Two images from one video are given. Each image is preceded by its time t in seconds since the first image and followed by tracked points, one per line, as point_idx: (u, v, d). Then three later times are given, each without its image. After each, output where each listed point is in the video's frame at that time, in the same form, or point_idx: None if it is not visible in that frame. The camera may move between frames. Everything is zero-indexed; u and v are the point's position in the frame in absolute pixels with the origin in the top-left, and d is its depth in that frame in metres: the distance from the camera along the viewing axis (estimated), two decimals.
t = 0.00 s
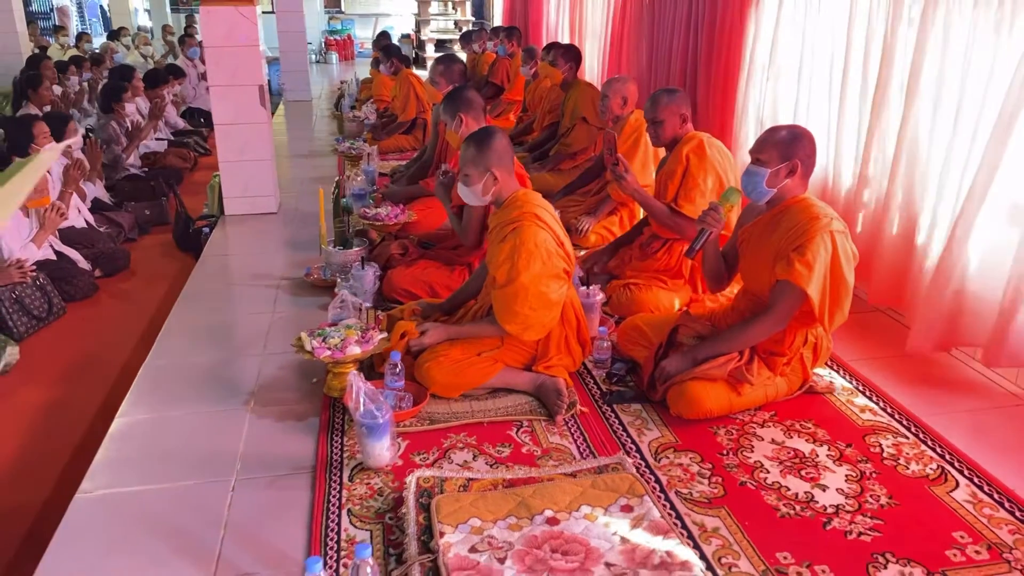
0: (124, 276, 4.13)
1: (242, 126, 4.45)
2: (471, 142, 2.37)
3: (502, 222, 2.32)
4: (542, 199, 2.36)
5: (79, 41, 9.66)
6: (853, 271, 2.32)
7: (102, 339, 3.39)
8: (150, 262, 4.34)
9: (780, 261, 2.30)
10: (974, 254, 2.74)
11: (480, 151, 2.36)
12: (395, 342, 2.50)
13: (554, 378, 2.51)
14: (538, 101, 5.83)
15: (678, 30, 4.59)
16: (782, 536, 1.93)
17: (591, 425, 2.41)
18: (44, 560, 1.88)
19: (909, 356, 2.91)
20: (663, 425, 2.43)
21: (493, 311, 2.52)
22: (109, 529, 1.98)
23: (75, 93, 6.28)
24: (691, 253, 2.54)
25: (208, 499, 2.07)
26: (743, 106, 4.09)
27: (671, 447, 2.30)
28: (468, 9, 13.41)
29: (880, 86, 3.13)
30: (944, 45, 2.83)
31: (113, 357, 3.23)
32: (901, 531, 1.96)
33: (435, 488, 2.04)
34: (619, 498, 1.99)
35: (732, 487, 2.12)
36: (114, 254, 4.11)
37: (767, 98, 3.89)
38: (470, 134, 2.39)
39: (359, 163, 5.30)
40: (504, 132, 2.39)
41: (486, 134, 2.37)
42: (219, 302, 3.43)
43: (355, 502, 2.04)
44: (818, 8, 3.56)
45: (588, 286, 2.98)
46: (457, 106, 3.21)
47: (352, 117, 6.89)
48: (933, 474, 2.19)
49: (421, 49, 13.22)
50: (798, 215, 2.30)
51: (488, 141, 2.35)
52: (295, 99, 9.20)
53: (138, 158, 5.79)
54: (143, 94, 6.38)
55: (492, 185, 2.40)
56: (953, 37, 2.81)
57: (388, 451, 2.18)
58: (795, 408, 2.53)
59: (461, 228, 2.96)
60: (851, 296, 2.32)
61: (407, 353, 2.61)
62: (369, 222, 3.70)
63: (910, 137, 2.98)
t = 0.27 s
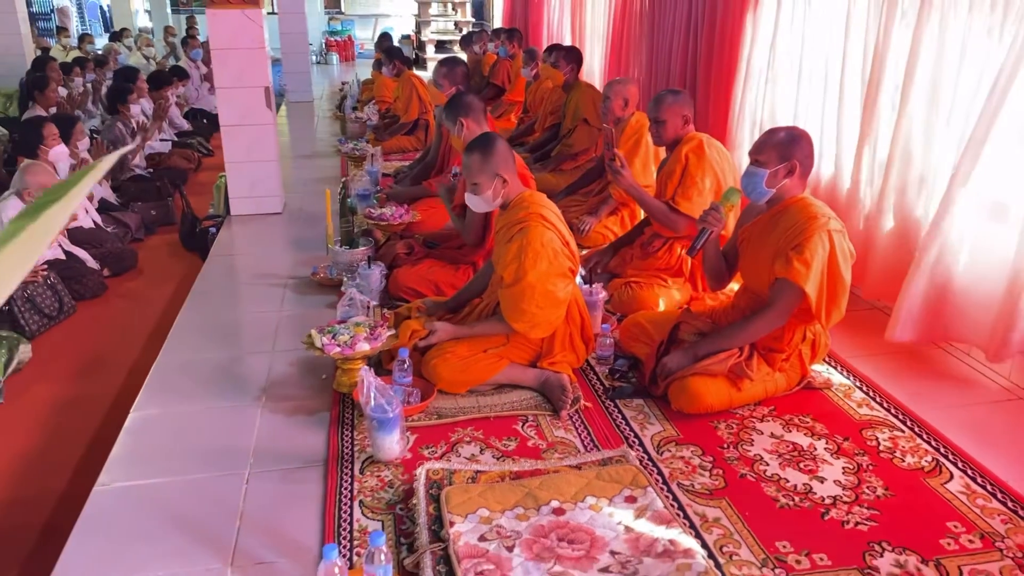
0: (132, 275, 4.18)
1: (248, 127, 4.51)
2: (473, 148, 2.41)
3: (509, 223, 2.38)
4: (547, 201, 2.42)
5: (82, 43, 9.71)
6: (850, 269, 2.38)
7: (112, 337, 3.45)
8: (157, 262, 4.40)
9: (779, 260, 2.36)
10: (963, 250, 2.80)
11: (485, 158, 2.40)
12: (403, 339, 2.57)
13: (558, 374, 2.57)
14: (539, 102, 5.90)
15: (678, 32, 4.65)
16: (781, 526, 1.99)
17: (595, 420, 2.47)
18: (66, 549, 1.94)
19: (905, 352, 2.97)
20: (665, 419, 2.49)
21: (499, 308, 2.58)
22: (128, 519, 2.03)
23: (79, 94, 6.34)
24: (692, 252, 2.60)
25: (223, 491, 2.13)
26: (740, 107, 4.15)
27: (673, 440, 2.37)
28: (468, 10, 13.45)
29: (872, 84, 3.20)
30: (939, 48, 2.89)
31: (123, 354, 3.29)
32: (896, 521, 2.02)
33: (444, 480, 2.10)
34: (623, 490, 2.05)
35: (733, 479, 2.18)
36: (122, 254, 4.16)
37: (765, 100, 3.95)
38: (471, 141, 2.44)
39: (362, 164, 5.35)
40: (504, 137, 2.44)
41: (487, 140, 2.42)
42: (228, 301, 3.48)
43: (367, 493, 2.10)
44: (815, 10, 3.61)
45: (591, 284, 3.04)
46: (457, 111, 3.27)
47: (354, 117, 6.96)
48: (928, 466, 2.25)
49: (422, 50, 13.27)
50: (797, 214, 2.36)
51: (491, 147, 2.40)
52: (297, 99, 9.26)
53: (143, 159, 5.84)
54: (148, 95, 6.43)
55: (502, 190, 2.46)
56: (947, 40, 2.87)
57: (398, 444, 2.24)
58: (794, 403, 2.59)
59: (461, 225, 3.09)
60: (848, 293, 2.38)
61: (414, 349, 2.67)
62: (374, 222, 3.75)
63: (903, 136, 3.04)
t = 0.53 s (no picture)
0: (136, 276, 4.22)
1: (250, 129, 4.56)
2: (473, 154, 2.46)
3: (510, 226, 2.43)
4: (547, 204, 2.47)
5: (82, 44, 9.74)
6: (844, 271, 2.43)
7: (117, 337, 3.49)
8: (160, 263, 4.44)
9: (774, 262, 2.41)
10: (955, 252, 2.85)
11: (485, 162, 2.45)
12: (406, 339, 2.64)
13: (558, 374, 2.61)
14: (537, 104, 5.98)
15: (675, 35, 4.69)
16: (776, 522, 2.04)
17: (594, 419, 2.52)
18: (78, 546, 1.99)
19: (898, 352, 3.02)
20: (663, 418, 2.54)
21: (499, 309, 2.62)
22: (138, 516, 2.08)
23: (81, 96, 6.38)
24: (689, 254, 2.64)
25: (231, 489, 2.18)
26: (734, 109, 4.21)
27: (670, 439, 2.42)
28: (466, 11, 13.49)
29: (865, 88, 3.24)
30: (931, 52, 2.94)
31: (129, 355, 3.33)
32: (888, 516, 2.07)
33: (447, 478, 2.15)
34: (622, 486, 2.10)
35: (729, 476, 2.23)
36: (126, 255, 4.20)
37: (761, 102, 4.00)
38: (471, 146, 2.48)
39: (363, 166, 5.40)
40: (503, 142, 2.49)
41: (487, 145, 2.46)
42: (232, 302, 3.53)
43: (371, 491, 2.15)
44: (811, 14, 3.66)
45: (590, 285, 3.09)
46: (455, 119, 3.33)
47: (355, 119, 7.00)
48: (920, 463, 2.30)
49: (420, 51, 13.31)
50: (792, 217, 2.41)
51: (490, 152, 2.45)
52: (296, 101, 9.30)
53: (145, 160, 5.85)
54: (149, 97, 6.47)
55: (501, 194, 2.50)
56: (939, 44, 2.92)
57: (402, 443, 2.29)
58: (789, 402, 2.64)
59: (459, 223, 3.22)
60: (842, 295, 2.43)
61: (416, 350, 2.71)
62: (375, 224, 3.80)
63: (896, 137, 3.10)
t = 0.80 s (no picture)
0: (134, 277, 4.25)
1: (248, 131, 4.59)
2: (467, 156, 2.50)
3: (503, 227, 2.47)
4: (540, 205, 2.51)
5: (80, 45, 9.76)
6: (833, 271, 2.47)
7: (116, 337, 3.52)
8: (158, 264, 4.47)
9: (764, 262, 2.45)
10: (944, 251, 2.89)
11: (478, 164, 2.50)
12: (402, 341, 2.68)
13: (552, 372, 2.65)
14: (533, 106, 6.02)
15: (670, 36, 4.73)
16: (764, 517, 2.08)
17: (587, 417, 2.56)
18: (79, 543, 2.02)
19: (888, 350, 3.07)
20: (655, 416, 2.58)
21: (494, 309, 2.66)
22: (138, 513, 2.11)
23: (79, 98, 6.40)
24: (681, 254, 2.68)
25: (229, 487, 2.21)
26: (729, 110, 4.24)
27: (662, 436, 2.46)
28: (463, 12, 13.52)
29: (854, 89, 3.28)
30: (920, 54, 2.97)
31: (128, 355, 3.36)
32: (875, 512, 2.11)
33: (442, 475, 2.19)
34: (613, 483, 2.15)
35: (720, 472, 2.27)
36: (124, 256, 4.21)
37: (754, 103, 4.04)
38: (465, 148, 2.53)
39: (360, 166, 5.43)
40: (497, 144, 2.53)
41: (481, 147, 2.51)
42: (230, 302, 3.56)
43: (367, 488, 2.18)
44: (802, 16, 3.69)
45: (584, 285, 3.13)
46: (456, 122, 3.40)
47: (352, 120, 7.03)
48: (908, 460, 2.34)
49: (417, 52, 13.34)
50: (782, 217, 2.45)
51: (484, 154, 2.49)
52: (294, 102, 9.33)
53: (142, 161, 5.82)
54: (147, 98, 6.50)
55: (494, 195, 2.54)
56: (928, 46, 2.95)
57: (398, 441, 2.33)
58: (780, 399, 2.68)
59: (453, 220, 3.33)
60: (831, 294, 2.47)
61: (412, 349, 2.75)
62: (372, 225, 3.85)
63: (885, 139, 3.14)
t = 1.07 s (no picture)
0: (133, 277, 4.28)
1: (246, 132, 4.62)
2: (462, 157, 2.53)
3: (497, 227, 2.50)
4: (534, 205, 2.53)
5: (79, 45, 9.77)
6: (824, 270, 2.50)
7: (116, 337, 3.54)
8: (157, 264, 4.49)
9: (756, 262, 2.48)
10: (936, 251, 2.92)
11: (472, 166, 2.52)
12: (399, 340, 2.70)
13: (547, 371, 2.68)
14: (530, 106, 6.08)
15: (665, 38, 4.76)
16: (756, 513, 2.11)
17: (582, 415, 2.59)
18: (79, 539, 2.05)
19: (880, 348, 3.10)
20: (649, 414, 2.61)
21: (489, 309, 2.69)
22: (138, 511, 2.14)
23: (78, 98, 6.42)
24: (675, 254, 2.70)
25: (228, 485, 2.24)
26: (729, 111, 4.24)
27: (655, 434, 2.49)
28: (461, 12, 13.55)
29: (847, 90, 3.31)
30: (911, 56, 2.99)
31: (127, 354, 3.38)
32: (864, 508, 2.14)
33: (438, 472, 2.22)
34: (606, 480, 2.18)
35: (712, 469, 2.30)
36: (123, 256, 4.23)
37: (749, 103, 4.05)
38: (460, 149, 2.55)
39: (358, 167, 5.46)
40: (492, 146, 2.55)
41: (476, 148, 2.53)
42: (228, 302, 3.58)
43: (364, 485, 2.21)
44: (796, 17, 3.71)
45: (579, 284, 3.15)
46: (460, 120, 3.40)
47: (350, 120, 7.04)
48: (897, 457, 2.37)
49: (416, 53, 13.37)
50: (774, 218, 2.48)
51: (479, 155, 2.51)
52: (293, 102, 9.36)
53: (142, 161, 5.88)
54: (145, 99, 6.52)
55: (488, 195, 2.57)
56: (919, 48, 2.97)
57: (394, 439, 2.35)
58: (772, 398, 2.71)
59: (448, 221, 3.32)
60: (821, 294, 2.50)
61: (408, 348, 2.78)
62: (370, 225, 3.88)
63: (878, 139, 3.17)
